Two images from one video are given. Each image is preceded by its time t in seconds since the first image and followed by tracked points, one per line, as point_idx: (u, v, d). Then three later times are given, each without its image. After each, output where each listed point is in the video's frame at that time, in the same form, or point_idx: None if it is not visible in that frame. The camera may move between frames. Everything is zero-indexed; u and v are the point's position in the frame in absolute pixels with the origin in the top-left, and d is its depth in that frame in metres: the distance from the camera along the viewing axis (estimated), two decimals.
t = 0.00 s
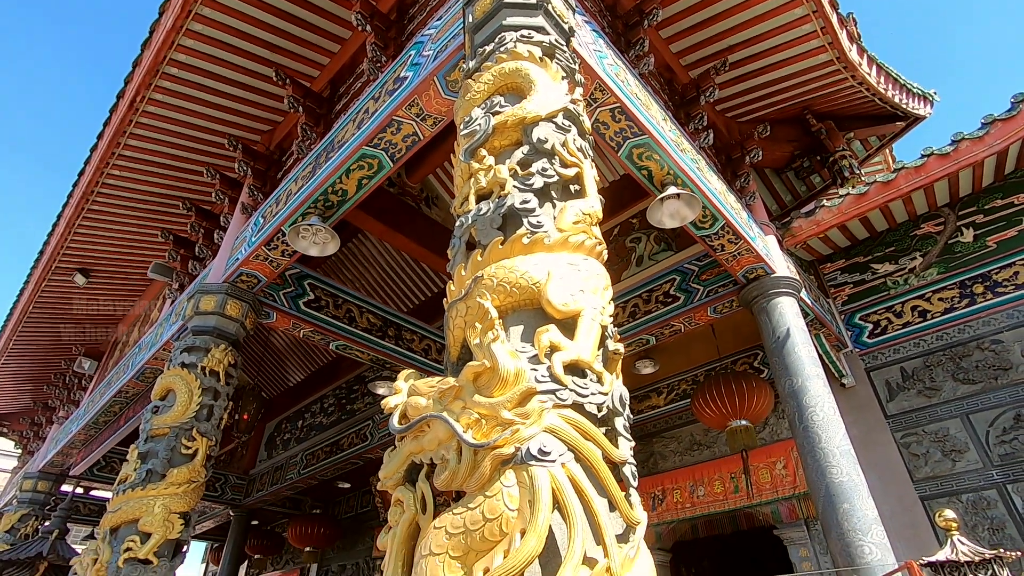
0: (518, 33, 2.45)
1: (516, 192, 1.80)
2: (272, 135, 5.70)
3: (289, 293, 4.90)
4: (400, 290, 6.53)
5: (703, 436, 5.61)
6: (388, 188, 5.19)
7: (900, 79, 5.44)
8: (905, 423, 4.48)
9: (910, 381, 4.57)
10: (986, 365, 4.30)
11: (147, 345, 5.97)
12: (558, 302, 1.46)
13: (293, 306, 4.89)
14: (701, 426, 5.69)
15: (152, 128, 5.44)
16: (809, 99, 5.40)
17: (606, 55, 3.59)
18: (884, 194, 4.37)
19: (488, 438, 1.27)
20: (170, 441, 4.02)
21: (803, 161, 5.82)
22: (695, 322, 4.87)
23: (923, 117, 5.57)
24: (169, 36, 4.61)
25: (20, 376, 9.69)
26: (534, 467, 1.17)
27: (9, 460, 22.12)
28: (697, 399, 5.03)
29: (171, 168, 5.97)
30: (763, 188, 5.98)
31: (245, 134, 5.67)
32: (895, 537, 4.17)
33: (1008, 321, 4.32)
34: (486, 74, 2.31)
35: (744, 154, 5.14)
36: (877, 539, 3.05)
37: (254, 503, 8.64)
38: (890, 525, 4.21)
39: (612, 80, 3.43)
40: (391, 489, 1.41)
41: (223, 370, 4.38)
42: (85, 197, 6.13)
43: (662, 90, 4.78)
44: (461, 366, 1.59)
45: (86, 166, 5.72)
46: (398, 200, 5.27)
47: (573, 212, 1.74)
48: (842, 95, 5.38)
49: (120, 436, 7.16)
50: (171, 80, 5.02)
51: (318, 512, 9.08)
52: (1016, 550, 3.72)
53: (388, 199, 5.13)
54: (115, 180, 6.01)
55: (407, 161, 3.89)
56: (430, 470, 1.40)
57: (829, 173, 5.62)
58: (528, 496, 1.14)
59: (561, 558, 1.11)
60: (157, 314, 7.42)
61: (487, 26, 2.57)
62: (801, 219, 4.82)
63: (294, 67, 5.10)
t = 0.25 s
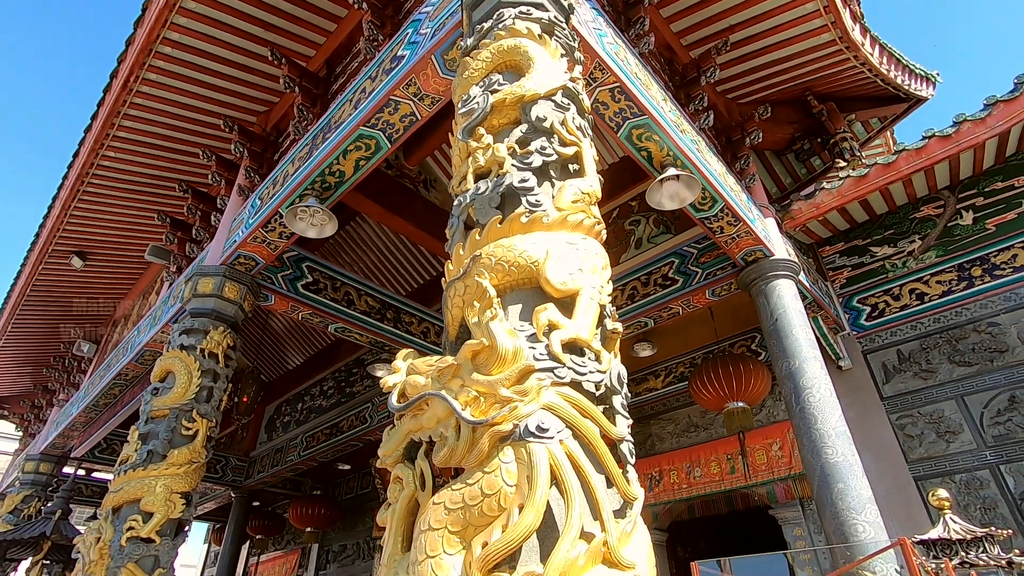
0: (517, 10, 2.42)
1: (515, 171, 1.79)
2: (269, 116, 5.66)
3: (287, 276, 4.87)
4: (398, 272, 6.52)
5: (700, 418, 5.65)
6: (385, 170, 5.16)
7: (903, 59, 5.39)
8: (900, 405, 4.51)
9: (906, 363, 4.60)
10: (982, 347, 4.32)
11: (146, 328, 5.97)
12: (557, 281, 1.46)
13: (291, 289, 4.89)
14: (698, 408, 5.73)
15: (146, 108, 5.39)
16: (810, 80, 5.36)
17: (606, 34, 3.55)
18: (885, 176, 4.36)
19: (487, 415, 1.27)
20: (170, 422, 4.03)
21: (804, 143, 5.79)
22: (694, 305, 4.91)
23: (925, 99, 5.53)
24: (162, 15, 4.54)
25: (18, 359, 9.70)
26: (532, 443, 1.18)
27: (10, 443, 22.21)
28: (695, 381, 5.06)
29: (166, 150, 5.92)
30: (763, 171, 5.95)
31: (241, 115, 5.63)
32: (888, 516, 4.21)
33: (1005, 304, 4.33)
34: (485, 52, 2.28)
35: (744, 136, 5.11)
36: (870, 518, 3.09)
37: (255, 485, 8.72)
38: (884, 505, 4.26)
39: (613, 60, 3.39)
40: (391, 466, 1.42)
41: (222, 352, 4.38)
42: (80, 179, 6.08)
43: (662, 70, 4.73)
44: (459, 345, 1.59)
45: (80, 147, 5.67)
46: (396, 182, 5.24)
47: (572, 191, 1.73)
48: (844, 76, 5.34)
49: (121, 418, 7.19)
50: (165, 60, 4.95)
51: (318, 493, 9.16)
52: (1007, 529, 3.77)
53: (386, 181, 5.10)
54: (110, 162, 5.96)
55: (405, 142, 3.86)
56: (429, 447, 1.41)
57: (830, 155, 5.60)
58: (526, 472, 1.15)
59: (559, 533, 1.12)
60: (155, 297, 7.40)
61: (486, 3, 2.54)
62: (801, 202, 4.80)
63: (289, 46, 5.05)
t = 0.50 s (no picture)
0: None
1: (513, 149, 1.78)
2: (265, 97, 5.60)
3: (285, 258, 4.89)
4: (397, 254, 6.51)
5: (697, 401, 5.69)
6: (383, 152, 5.12)
7: (907, 40, 5.32)
8: (896, 388, 4.54)
9: (903, 347, 4.62)
10: (979, 331, 4.33)
11: (144, 310, 5.97)
12: (555, 260, 1.46)
13: (289, 271, 4.89)
14: (695, 390, 5.77)
15: (141, 88, 5.33)
16: (813, 61, 5.31)
17: (606, 12, 3.50)
18: (886, 158, 4.33)
19: (484, 392, 1.28)
20: (170, 403, 4.04)
21: (805, 125, 5.75)
22: (692, 287, 4.88)
23: (928, 81, 5.47)
24: None
25: (17, 341, 9.70)
26: (530, 420, 1.19)
27: (11, 425, 22.33)
28: (693, 364, 5.07)
29: (162, 130, 5.87)
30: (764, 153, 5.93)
31: (237, 95, 5.58)
32: (882, 497, 4.26)
33: (1003, 288, 4.34)
34: (483, 28, 2.26)
35: (745, 118, 5.06)
36: (864, 498, 3.13)
37: (256, 466, 8.82)
38: (879, 486, 4.30)
39: (613, 38, 3.35)
40: (389, 444, 1.43)
41: (221, 334, 4.38)
42: (76, 160, 6.04)
43: (663, 50, 4.67)
44: (457, 324, 1.59)
45: (75, 127, 5.62)
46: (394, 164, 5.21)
47: (571, 170, 1.72)
48: (847, 58, 5.28)
49: (121, 400, 7.21)
50: (158, 39, 4.89)
51: (318, 474, 9.24)
52: (999, 509, 3.81)
53: (383, 163, 5.06)
54: (105, 142, 5.91)
55: (403, 123, 3.83)
56: (428, 425, 1.42)
57: (831, 139, 5.56)
58: (524, 448, 1.16)
59: (556, 508, 1.13)
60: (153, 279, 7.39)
61: None
62: (801, 185, 4.78)
63: (285, 25, 4.99)
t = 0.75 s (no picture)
0: None
1: (512, 127, 1.77)
2: (262, 76, 5.54)
3: (284, 240, 4.85)
4: (396, 237, 6.51)
5: (695, 383, 5.72)
6: (382, 133, 5.08)
7: (913, 20, 5.25)
8: (893, 370, 4.56)
9: (902, 330, 4.63)
10: (977, 314, 4.34)
11: (143, 292, 5.96)
12: (555, 238, 1.45)
13: (287, 252, 4.88)
14: (693, 373, 5.79)
15: (135, 67, 5.26)
16: (817, 41, 5.25)
17: None
18: (889, 140, 4.30)
19: (483, 369, 1.28)
20: (170, 383, 4.05)
21: (808, 108, 5.71)
22: (691, 271, 4.88)
23: (933, 62, 5.41)
24: None
25: (17, 323, 9.71)
26: (528, 397, 1.19)
27: (13, 407, 22.45)
28: (691, 346, 5.08)
29: (157, 110, 5.81)
30: (765, 135, 5.90)
31: (233, 74, 5.52)
32: (877, 477, 4.29)
33: (1002, 272, 4.33)
34: (482, 4, 2.22)
35: (747, 99, 5.01)
36: (860, 478, 3.15)
37: (256, 447, 8.89)
38: (874, 467, 4.34)
39: (615, 16, 3.31)
40: (389, 421, 1.44)
41: (220, 315, 4.39)
42: (71, 140, 5.98)
43: (666, 29, 4.60)
44: (456, 303, 1.59)
45: (70, 107, 5.56)
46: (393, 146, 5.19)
47: (571, 147, 1.71)
48: (852, 38, 5.22)
49: (121, 380, 7.23)
50: (153, 16, 4.81)
51: (319, 455, 9.32)
52: (992, 490, 3.85)
53: (382, 144, 5.03)
54: (101, 122, 5.85)
55: (401, 102, 3.79)
56: (427, 403, 1.42)
57: (834, 121, 5.51)
58: (522, 425, 1.17)
59: (554, 483, 1.14)
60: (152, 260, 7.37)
61: None
62: (803, 167, 4.75)
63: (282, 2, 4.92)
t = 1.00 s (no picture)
0: None
1: (513, 104, 1.75)
2: (259, 55, 5.48)
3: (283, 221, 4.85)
4: (395, 219, 6.49)
5: (695, 366, 5.73)
6: (380, 114, 5.04)
7: None
8: (892, 353, 4.58)
9: (901, 314, 4.63)
10: (977, 298, 4.33)
11: (143, 273, 5.95)
12: (555, 217, 1.45)
13: (287, 234, 4.88)
14: (693, 356, 5.80)
15: (131, 45, 5.20)
16: (821, 21, 5.18)
17: None
18: (892, 122, 4.26)
19: (483, 346, 1.28)
20: (170, 363, 4.06)
21: (811, 89, 5.66)
22: (692, 254, 4.95)
23: (940, 43, 5.32)
24: None
25: (17, 304, 9.72)
26: (527, 374, 1.20)
27: (15, 388, 22.55)
28: (691, 329, 5.09)
29: (154, 89, 5.76)
30: (768, 117, 5.86)
31: (230, 53, 5.46)
32: (872, 458, 4.34)
33: (1003, 255, 4.32)
34: None
35: (751, 80, 4.96)
36: (857, 460, 3.17)
37: (257, 428, 8.94)
38: (869, 448, 4.39)
39: None
40: (389, 399, 1.44)
41: (221, 297, 4.39)
42: (67, 119, 5.93)
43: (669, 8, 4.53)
44: (456, 282, 1.59)
45: (65, 85, 5.50)
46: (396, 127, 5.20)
47: (571, 125, 1.69)
48: (857, 18, 5.14)
49: (122, 361, 7.25)
50: None
51: (320, 436, 9.38)
52: (987, 471, 3.88)
53: (381, 124, 4.98)
54: (97, 101, 5.80)
55: (400, 80, 3.75)
56: (427, 381, 1.43)
57: (838, 102, 5.44)
58: (522, 401, 1.17)
59: (553, 459, 1.15)
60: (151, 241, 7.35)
61: None
62: (805, 149, 4.72)
63: None
